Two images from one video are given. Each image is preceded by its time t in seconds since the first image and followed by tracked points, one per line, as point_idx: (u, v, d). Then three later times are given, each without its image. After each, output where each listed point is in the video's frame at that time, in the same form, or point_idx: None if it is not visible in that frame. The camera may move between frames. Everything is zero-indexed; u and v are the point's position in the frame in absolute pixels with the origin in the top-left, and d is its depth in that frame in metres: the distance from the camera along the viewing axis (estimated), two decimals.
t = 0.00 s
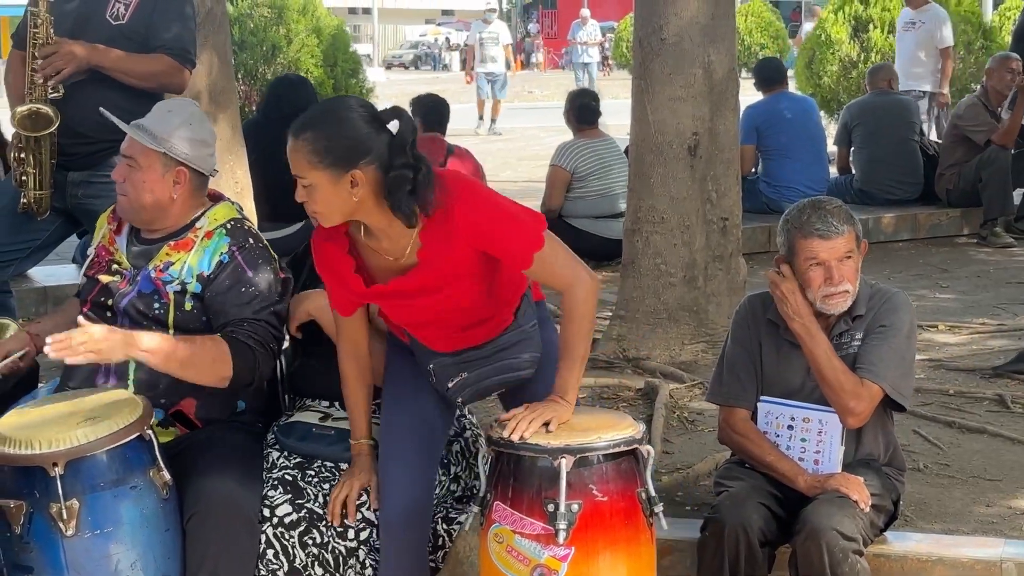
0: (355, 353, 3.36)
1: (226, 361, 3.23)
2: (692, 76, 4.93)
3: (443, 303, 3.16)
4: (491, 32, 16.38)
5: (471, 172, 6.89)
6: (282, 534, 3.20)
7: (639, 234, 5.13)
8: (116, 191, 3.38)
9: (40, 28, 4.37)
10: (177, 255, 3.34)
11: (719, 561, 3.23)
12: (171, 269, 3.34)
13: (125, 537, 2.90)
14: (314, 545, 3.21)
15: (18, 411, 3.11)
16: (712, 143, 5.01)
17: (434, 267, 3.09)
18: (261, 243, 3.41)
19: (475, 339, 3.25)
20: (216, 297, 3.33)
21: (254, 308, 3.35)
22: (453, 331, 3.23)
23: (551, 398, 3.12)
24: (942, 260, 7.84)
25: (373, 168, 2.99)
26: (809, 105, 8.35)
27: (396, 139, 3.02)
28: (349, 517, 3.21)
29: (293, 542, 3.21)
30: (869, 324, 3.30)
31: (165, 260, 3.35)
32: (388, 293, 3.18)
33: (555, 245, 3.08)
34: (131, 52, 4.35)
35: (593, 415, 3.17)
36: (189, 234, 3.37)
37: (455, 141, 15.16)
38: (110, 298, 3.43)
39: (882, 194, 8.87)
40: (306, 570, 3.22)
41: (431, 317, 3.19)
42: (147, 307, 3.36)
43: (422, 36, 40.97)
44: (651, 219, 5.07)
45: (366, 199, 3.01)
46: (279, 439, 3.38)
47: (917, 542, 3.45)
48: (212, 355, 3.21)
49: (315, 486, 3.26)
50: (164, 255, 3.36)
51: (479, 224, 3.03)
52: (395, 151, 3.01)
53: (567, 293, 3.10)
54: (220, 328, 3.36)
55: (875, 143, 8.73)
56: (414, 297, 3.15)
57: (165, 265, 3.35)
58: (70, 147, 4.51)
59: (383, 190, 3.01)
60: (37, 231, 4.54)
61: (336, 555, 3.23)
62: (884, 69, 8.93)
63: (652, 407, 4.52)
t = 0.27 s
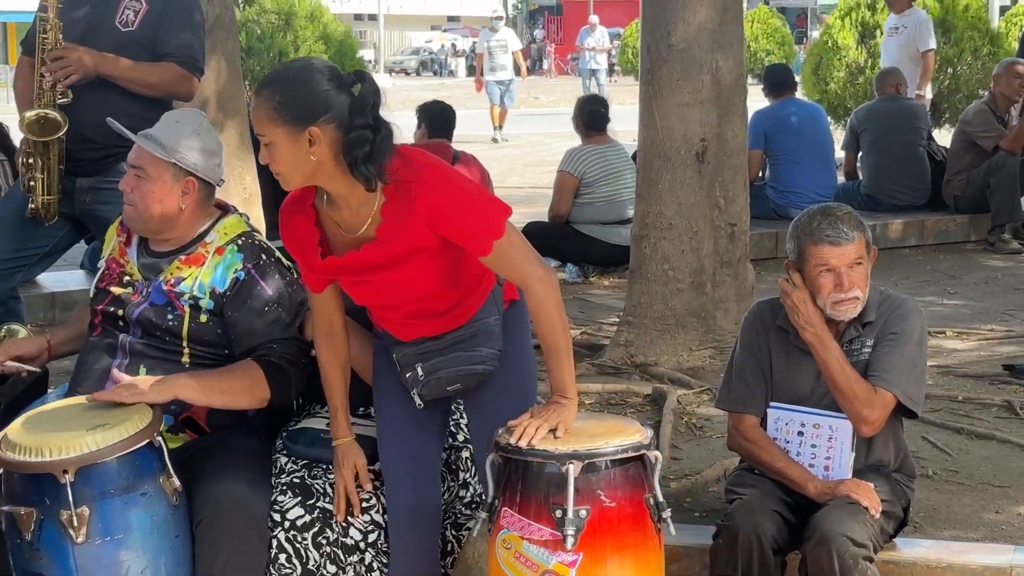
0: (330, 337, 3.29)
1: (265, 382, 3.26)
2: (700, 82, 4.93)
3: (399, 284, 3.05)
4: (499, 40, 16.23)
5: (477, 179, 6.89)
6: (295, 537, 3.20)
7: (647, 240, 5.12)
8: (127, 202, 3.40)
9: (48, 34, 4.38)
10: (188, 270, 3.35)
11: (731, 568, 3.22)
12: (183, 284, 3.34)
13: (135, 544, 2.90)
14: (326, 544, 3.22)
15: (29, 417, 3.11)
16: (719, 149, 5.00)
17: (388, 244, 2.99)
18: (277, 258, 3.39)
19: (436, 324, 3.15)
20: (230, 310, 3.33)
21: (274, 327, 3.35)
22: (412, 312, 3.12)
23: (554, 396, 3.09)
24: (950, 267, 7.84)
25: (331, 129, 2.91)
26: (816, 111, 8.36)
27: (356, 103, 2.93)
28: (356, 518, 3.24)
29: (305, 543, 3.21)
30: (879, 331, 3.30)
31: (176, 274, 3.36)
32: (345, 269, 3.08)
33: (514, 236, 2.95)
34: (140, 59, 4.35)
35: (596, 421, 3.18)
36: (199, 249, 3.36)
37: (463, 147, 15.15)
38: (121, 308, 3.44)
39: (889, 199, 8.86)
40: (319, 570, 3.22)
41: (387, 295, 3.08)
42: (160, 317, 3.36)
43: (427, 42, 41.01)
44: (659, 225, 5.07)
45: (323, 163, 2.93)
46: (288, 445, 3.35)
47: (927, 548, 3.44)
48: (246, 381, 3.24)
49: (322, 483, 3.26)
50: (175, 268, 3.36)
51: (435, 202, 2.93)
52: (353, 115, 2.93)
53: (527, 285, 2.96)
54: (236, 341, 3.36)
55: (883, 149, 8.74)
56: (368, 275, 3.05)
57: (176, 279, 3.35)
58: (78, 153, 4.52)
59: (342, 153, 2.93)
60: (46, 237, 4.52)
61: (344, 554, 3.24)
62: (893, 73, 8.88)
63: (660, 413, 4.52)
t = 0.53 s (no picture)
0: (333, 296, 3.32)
1: (269, 378, 3.27)
2: (718, 88, 4.93)
3: (376, 255, 2.94)
4: (517, 45, 16.09)
5: (495, 187, 6.94)
6: (313, 541, 3.19)
7: (665, 246, 5.12)
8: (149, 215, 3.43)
9: (68, 39, 4.44)
10: (215, 273, 3.35)
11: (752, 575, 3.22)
12: (209, 286, 3.35)
13: (152, 549, 2.90)
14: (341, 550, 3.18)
15: (49, 421, 3.13)
16: (738, 154, 5.00)
17: (365, 212, 2.88)
18: (302, 264, 3.41)
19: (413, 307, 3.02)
20: (255, 315, 3.34)
21: (295, 329, 3.36)
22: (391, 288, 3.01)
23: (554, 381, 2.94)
24: (967, 272, 7.81)
25: (324, 82, 2.86)
26: (834, 117, 8.35)
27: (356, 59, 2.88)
28: (364, 524, 3.15)
29: (322, 547, 3.19)
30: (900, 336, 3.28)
31: (204, 276, 3.36)
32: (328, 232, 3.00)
33: (496, 219, 2.80)
34: (160, 64, 4.37)
35: (611, 427, 3.16)
36: (227, 253, 3.37)
37: (480, 152, 15.17)
38: (145, 309, 3.45)
39: (907, 204, 8.83)
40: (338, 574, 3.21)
41: (365, 264, 2.98)
42: (185, 322, 3.37)
43: (442, 48, 41.09)
44: (677, 230, 5.07)
45: (314, 118, 2.89)
46: (305, 450, 3.32)
47: (948, 555, 3.42)
48: (256, 372, 3.25)
49: (338, 490, 3.22)
50: (203, 271, 3.36)
51: (415, 172, 2.81)
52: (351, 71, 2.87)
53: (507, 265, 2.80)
54: (257, 345, 3.36)
55: (901, 154, 8.71)
56: (347, 239, 2.96)
57: (203, 282, 3.35)
58: (97, 158, 4.52)
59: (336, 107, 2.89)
60: (63, 243, 4.51)
61: (355, 561, 3.17)
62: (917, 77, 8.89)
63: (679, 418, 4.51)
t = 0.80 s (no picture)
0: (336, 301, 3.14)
1: (272, 389, 3.21)
2: (740, 92, 4.93)
3: (339, 221, 2.67)
4: (542, 50, 16.11)
5: (515, 193, 7.01)
6: (333, 546, 3.19)
7: (686, 250, 5.12)
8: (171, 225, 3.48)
9: (91, 44, 4.45)
10: (234, 281, 3.37)
11: None
12: (229, 294, 3.37)
13: (176, 551, 2.93)
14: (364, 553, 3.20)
15: (75, 425, 3.16)
16: (760, 159, 5.00)
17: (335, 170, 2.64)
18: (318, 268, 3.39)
19: (366, 289, 2.70)
20: (270, 320, 3.33)
21: (301, 333, 3.32)
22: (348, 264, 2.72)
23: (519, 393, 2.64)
24: (991, 277, 7.77)
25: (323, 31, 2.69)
26: (855, 121, 8.30)
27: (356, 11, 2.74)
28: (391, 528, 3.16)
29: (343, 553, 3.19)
30: (928, 342, 3.27)
31: (223, 285, 3.38)
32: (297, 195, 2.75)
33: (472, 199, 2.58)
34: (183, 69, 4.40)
35: (632, 431, 3.16)
36: (247, 260, 3.38)
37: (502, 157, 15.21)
38: (167, 317, 3.48)
39: (929, 209, 8.81)
40: None
41: (326, 231, 2.70)
42: (205, 331, 3.41)
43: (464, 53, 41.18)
44: (698, 235, 5.07)
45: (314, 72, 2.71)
46: (325, 454, 3.36)
47: (970, 559, 3.41)
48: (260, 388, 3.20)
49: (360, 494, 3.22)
50: (222, 280, 3.39)
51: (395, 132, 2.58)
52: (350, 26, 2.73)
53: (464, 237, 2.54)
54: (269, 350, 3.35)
55: (920, 158, 8.67)
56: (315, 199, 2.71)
57: (223, 290, 3.38)
58: (119, 162, 4.55)
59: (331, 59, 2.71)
60: (84, 246, 4.54)
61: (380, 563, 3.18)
62: (933, 83, 8.85)
63: (701, 423, 4.51)
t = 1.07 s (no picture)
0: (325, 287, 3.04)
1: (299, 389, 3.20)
2: (760, 97, 4.93)
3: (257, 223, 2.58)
4: (568, 53, 15.79)
5: (535, 198, 7.01)
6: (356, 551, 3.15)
7: (706, 256, 5.12)
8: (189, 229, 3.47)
9: (110, 50, 4.43)
10: (257, 284, 3.41)
11: None
12: (251, 297, 3.40)
13: (195, 556, 2.94)
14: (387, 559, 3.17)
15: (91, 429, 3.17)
16: (780, 164, 4.99)
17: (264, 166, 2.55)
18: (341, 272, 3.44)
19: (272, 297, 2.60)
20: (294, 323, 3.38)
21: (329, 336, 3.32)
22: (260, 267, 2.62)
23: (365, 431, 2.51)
24: (1011, 283, 7.73)
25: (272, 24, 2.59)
26: (876, 126, 8.26)
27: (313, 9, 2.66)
28: (418, 535, 3.13)
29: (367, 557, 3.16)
30: (953, 352, 3.27)
31: (245, 288, 3.42)
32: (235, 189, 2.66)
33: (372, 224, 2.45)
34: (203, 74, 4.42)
35: (652, 436, 3.17)
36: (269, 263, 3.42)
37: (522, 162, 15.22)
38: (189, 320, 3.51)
39: (949, 214, 8.77)
40: None
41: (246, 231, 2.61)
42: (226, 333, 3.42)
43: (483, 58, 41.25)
44: (718, 240, 5.06)
45: (265, 71, 2.61)
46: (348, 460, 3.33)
47: (991, 565, 3.40)
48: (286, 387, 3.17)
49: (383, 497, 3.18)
50: (244, 283, 3.43)
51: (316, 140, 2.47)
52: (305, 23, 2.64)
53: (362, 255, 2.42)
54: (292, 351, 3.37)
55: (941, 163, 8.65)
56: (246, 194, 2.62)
57: (245, 293, 3.41)
58: (139, 168, 4.58)
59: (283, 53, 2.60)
60: (103, 252, 4.58)
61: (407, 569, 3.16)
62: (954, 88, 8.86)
63: (720, 428, 4.51)
